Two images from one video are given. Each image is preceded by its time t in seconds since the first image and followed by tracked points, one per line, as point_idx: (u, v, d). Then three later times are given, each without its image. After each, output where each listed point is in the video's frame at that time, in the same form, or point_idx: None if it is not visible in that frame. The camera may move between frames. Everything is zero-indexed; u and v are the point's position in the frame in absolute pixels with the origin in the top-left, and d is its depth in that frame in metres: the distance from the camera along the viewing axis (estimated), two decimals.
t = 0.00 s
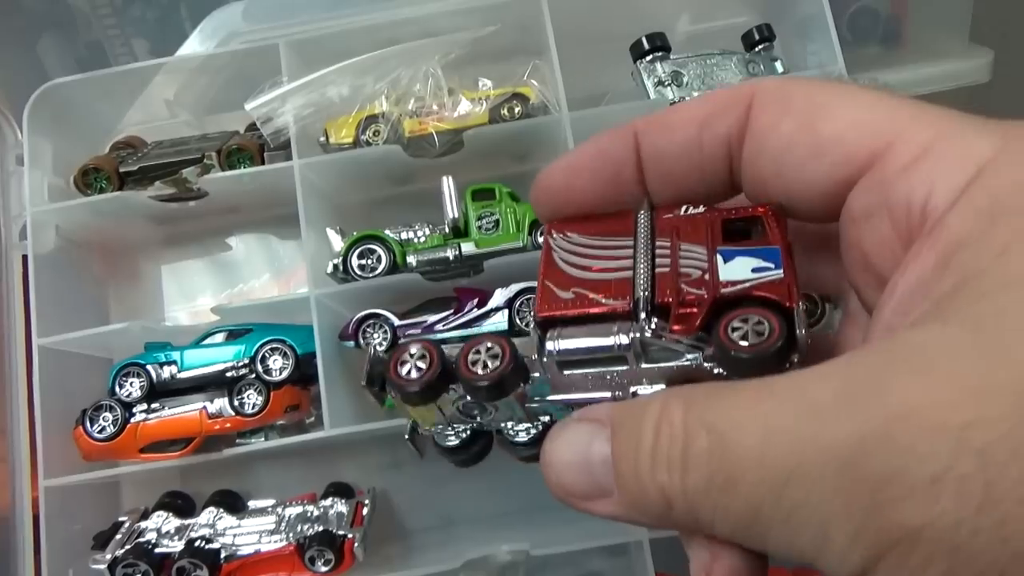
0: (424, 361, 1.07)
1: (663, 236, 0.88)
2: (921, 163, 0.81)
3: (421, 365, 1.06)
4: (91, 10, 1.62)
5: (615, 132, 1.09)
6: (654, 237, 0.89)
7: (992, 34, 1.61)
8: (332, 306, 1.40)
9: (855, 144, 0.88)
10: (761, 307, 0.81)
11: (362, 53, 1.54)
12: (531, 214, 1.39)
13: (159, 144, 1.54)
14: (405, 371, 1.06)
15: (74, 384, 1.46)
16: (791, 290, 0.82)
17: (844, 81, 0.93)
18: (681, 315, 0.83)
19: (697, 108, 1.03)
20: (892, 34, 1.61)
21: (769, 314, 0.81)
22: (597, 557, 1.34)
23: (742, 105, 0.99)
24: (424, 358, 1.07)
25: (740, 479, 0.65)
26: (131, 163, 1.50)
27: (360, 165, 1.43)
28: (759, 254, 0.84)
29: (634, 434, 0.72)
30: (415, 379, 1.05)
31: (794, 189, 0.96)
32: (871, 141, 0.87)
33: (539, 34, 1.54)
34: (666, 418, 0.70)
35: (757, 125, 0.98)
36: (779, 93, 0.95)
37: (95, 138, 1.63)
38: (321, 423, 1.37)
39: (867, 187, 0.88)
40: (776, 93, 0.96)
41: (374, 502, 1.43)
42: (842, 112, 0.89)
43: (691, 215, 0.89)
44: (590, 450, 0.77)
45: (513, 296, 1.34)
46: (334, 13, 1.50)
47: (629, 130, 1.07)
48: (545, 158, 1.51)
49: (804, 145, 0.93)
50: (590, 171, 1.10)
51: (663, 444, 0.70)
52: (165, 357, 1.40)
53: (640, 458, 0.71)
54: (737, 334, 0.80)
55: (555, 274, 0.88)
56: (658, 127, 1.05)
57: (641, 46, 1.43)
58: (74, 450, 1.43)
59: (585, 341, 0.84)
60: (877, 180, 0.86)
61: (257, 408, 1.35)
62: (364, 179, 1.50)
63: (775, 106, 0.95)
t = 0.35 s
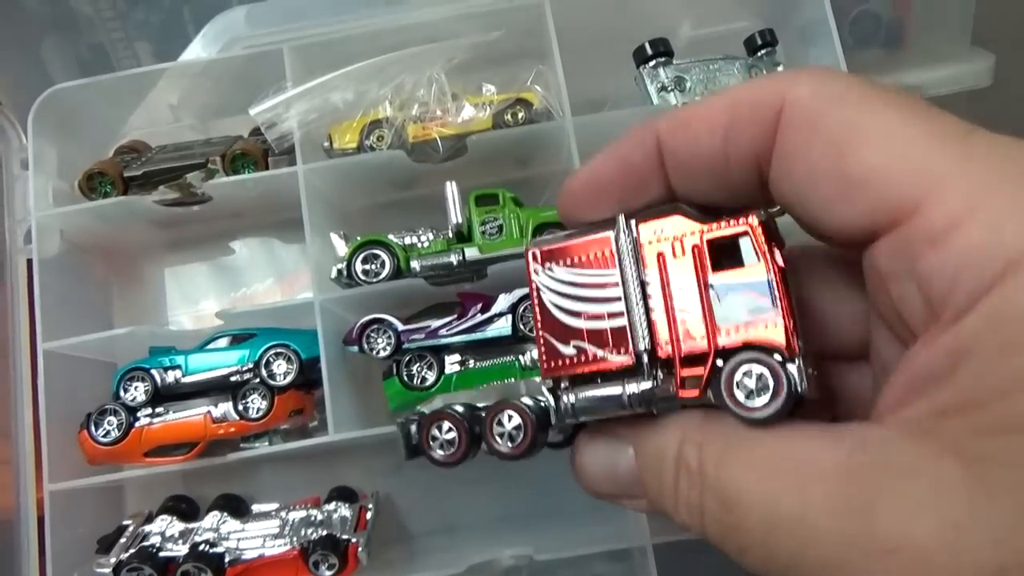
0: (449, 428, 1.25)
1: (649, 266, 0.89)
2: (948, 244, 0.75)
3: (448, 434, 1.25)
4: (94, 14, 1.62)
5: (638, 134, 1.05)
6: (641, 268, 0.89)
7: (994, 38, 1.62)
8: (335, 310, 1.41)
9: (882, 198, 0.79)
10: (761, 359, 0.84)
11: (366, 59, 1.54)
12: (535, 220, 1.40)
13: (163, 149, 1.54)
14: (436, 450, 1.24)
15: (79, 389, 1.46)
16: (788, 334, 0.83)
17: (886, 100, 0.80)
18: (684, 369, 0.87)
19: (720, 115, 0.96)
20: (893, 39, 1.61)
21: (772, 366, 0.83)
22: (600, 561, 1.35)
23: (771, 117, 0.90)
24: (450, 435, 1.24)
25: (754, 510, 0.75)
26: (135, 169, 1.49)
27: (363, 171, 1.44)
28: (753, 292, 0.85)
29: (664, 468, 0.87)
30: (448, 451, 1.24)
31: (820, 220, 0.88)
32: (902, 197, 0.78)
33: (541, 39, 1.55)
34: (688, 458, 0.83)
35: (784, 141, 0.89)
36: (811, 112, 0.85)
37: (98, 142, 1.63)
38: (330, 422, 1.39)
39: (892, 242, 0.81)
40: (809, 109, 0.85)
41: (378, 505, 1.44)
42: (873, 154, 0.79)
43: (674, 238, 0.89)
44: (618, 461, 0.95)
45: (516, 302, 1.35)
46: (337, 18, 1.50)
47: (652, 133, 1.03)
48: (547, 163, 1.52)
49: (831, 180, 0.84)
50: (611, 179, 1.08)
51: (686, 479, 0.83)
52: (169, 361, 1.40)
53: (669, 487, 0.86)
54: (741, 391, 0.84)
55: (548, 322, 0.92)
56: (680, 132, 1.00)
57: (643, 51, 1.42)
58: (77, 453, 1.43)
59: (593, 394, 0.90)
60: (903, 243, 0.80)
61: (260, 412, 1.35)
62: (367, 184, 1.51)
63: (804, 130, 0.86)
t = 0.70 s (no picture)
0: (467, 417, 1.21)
1: (683, 272, 0.86)
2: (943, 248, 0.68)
3: (466, 422, 1.21)
4: (94, 13, 1.62)
5: (662, 109, 1.02)
6: (674, 274, 0.86)
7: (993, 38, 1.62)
8: (335, 309, 1.41)
9: (886, 187, 0.73)
10: (793, 383, 0.82)
11: (364, 58, 1.54)
12: (534, 219, 1.40)
13: (162, 147, 1.54)
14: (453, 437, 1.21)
15: (76, 387, 1.46)
16: (821, 354, 0.82)
17: (909, 83, 0.73)
18: (713, 383, 0.85)
19: (739, 88, 0.91)
20: (892, 39, 1.61)
21: (804, 389, 0.82)
22: (599, 560, 1.35)
23: (789, 91, 0.83)
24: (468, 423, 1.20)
25: (736, 539, 0.70)
26: (135, 166, 1.51)
27: (363, 169, 1.44)
28: (790, 309, 0.83)
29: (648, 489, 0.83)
30: (464, 438, 1.21)
31: (827, 204, 0.82)
32: (905, 189, 0.71)
33: (541, 38, 1.55)
34: (670, 478, 0.80)
35: (798, 120, 0.83)
36: (829, 87, 0.78)
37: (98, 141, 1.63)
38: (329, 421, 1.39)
39: (888, 237, 0.75)
40: (827, 84, 0.78)
41: (377, 504, 1.44)
42: (885, 139, 0.73)
43: (711, 245, 0.86)
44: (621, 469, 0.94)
45: (516, 300, 1.34)
46: (337, 17, 1.50)
47: (673, 105, 1.00)
48: (546, 162, 1.52)
49: (838, 163, 0.78)
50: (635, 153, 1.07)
51: (665, 504, 0.79)
52: (168, 360, 1.40)
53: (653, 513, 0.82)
54: (772, 414, 0.83)
55: (574, 321, 0.90)
56: (699, 109, 0.96)
57: (643, 50, 1.43)
58: (76, 451, 1.43)
59: (616, 399, 0.89)
60: (897, 239, 0.74)
61: (260, 410, 1.35)
62: (366, 182, 1.50)
63: (819, 108, 0.79)
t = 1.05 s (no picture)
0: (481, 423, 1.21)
1: (719, 278, 0.85)
2: (950, 244, 0.68)
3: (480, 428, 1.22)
4: (111, 17, 1.64)
5: (651, 124, 1.01)
6: (709, 279, 0.85)
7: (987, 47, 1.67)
8: (349, 306, 1.45)
9: (883, 187, 0.74)
10: (821, 385, 0.88)
11: (378, 62, 1.59)
12: (544, 219, 1.44)
13: (181, 148, 1.58)
14: (465, 449, 1.22)
15: (98, 380, 1.51)
16: (846, 359, 0.88)
17: (898, 80, 0.74)
18: (748, 387, 0.86)
19: (724, 99, 0.91)
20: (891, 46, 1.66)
21: (827, 388, 0.88)
22: (604, 552, 1.39)
23: (775, 95, 0.84)
24: (482, 432, 1.22)
25: (746, 532, 0.70)
26: (155, 167, 1.55)
27: (376, 171, 1.48)
28: (819, 316, 0.87)
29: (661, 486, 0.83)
30: (477, 446, 1.23)
31: (826, 205, 0.83)
32: (902, 188, 0.72)
33: (550, 45, 1.60)
34: (679, 475, 0.80)
35: (789, 123, 0.84)
36: (816, 91, 0.79)
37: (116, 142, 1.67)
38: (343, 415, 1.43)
39: (890, 237, 0.76)
40: (814, 87, 0.79)
41: (388, 497, 1.48)
42: (878, 141, 0.73)
43: (746, 250, 0.86)
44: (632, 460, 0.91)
45: (525, 298, 1.39)
46: (352, 22, 1.55)
47: (660, 119, 0.99)
48: (554, 164, 1.57)
49: (835, 166, 0.78)
50: (626, 172, 1.06)
51: (676, 501, 0.79)
52: (187, 354, 1.44)
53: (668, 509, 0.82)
54: (799, 415, 0.89)
55: (605, 324, 0.86)
56: (689, 122, 0.96)
57: (649, 57, 1.47)
58: (97, 444, 1.47)
59: (646, 399, 0.85)
60: (900, 238, 0.74)
61: (276, 404, 1.39)
62: (379, 183, 1.54)
63: (807, 111, 0.80)
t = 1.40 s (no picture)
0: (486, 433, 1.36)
1: (739, 316, 0.82)
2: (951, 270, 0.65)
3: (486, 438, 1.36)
4: (126, 21, 1.66)
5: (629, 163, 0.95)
6: (731, 317, 0.82)
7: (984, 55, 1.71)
8: (360, 304, 1.48)
9: (877, 223, 0.69)
10: (831, 432, 0.84)
11: (388, 66, 1.62)
12: (550, 221, 1.48)
13: (195, 149, 1.62)
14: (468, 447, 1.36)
15: (114, 375, 1.54)
16: (858, 410, 0.85)
17: (874, 120, 0.70)
18: (757, 428, 0.83)
19: (701, 149, 0.86)
20: (892, 53, 1.70)
21: (837, 435, 0.85)
22: (604, 546, 1.45)
23: (752, 148, 0.80)
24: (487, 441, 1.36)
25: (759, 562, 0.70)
26: (171, 167, 1.58)
27: (387, 173, 1.52)
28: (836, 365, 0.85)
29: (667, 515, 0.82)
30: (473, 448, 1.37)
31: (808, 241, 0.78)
32: (893, 226, 0.68)
33: (557, 50, 1.63)
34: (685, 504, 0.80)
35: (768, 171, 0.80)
36: (793, 140, 0.74)
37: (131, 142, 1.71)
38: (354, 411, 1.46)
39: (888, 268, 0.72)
40: (789, 135, 0.74)
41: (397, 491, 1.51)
42: (857, 181, 0.69)
43: (768, 289, 0.83)
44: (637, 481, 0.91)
45: (532, 297, 1.43)
46: (364, 27, 1.58)
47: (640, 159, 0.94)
48: (561, 167, 1.60)
49: (818, 212, 0.74)
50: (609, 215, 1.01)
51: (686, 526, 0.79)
52: (201, 350, 1.47)
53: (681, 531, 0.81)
54: (802, 455, 0.85)
55: (620, 344, 0.84)
56: (668, 168, 0.90)
57: (654, 62, 1.51)
58: (112, 438, 1.51)
59: (654, 428, 0.82)
60: (896, 273, 0.71)
61: (289, 399, 1.43)
62: (390, 184, 1.58)
63: (783, 159, 0.76)
